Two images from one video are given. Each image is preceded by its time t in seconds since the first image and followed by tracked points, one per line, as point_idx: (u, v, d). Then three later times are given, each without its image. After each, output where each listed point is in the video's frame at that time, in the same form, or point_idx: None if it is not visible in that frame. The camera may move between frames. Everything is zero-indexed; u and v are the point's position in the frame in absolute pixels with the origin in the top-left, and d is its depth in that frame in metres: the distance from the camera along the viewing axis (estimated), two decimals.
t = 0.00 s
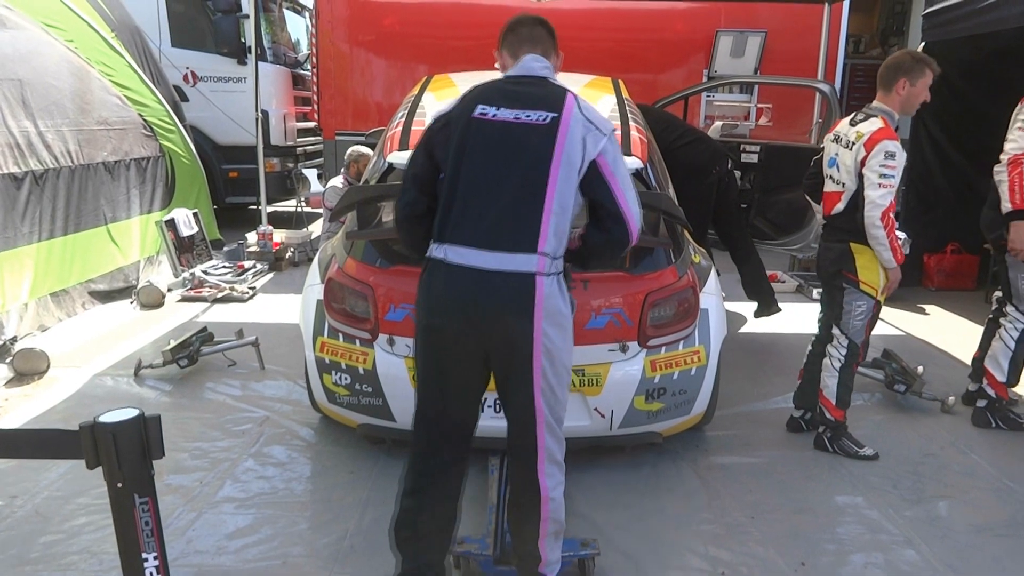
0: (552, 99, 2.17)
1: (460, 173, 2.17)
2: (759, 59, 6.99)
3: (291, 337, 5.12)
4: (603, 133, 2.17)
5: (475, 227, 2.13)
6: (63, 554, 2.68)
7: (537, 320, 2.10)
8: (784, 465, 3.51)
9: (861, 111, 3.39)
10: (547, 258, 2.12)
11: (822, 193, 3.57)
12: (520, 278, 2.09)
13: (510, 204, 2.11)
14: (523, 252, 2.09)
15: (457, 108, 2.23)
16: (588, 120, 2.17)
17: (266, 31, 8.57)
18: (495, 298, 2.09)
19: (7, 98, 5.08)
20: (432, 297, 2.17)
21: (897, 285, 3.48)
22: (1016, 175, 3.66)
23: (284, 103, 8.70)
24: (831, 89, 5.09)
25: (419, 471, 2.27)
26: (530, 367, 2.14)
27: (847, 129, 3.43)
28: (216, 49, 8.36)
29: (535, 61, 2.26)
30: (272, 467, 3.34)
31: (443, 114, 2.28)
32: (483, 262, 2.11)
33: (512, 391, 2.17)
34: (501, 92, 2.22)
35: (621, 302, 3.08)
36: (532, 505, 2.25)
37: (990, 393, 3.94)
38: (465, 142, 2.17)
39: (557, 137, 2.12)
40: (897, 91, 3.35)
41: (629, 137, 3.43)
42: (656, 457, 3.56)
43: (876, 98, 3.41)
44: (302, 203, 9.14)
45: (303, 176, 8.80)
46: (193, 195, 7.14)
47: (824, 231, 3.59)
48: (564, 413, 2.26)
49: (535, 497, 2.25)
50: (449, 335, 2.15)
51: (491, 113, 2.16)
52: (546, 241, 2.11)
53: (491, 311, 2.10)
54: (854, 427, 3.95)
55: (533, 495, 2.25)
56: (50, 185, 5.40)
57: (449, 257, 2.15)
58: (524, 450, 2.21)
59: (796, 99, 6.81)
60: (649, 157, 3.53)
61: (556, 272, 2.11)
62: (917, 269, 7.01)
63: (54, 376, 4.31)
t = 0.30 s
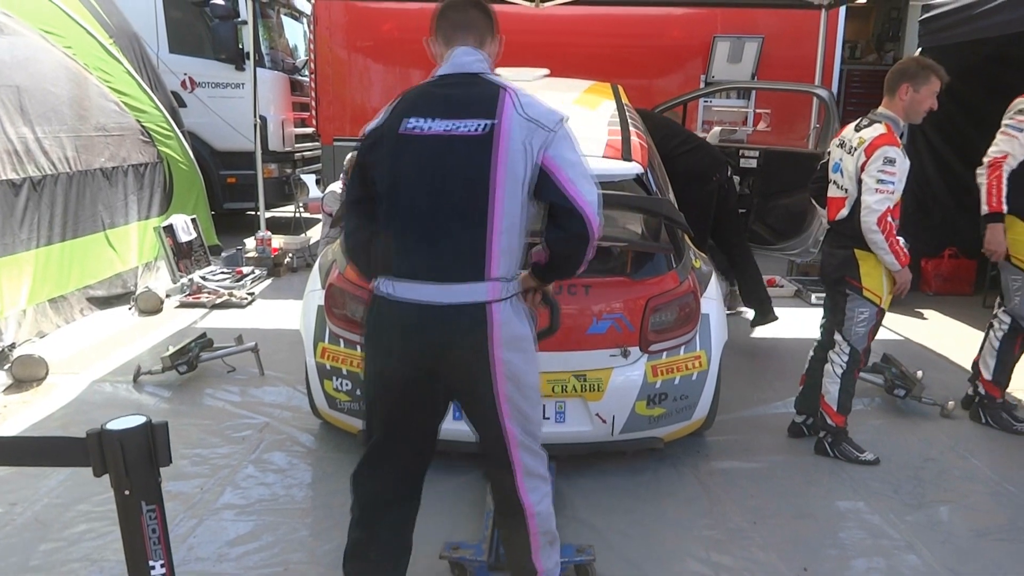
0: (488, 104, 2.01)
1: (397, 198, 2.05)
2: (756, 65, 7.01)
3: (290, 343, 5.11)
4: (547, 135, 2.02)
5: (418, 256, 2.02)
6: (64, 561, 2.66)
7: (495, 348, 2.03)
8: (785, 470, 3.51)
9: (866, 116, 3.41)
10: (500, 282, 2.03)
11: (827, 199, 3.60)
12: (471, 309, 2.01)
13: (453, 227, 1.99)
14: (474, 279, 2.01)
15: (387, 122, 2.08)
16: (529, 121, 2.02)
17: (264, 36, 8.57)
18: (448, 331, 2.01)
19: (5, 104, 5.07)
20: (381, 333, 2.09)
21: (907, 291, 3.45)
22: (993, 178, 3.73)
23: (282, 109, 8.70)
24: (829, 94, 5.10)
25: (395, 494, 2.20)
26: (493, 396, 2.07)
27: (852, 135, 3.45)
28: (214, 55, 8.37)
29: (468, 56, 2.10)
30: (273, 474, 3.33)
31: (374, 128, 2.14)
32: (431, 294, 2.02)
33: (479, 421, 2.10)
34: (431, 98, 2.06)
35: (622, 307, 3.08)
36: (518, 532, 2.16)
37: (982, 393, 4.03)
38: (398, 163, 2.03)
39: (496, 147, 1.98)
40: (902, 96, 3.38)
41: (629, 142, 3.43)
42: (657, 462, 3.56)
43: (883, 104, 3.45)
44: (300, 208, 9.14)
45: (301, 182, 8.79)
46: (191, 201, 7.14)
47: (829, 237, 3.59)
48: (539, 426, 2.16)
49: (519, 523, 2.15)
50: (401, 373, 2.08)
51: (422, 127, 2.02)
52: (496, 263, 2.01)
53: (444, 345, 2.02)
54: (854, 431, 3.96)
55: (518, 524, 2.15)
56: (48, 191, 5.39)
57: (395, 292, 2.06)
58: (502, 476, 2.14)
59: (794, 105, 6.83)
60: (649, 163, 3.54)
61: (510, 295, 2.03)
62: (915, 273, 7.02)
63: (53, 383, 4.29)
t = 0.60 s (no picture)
0: (442, 106, 1.82)
1: (345, 215, 1.85)
2: (754, 70, 7.02)
3: (289, 346, 5.11)
4: (510, 141, 1.86)
5: (372, 282, 1.82)
6: (62, 565, 2.66)
7: (463, 381, 1.85)
8: (783, 474, 3.52)
9: (866, 122, 3.42)
10: (464, 309, 1.85)
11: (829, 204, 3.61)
12: (436, 339, 1.83)
13: (411, 248, 1.80)
14: (436, 308, 1.82)
15: (327, 127, 1.85)
16: (489, 125, 1.84)
17: (263, 40, 8.58)
18: (411, 364, 1.83)
19: (4, 108, 5.07)
20: (337, 365, 1.91)
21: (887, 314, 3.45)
22: (961, 180, 3.84)
23: (281, 113, 8.72)
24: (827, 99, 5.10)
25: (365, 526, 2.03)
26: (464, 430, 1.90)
27: (852, 140, 3.46)
28: (213, 59, 8.37)
29: (415, 49, 1.90)
30: (271, 477, 3.33)
31: (312, 133, 1.91)
32: (387, 326, 1.83)
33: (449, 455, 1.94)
34: (377, 100, 1.84)
35: (621, 311, 3.08)
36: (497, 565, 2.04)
37: (980, 401, 4.03)
38: (344, 176, 1.82)
39: (455, 156, 1.79)
40: (902, 102, 3.39)
41: (628, 146, 3.45)
42: (655, 466, 3.56)
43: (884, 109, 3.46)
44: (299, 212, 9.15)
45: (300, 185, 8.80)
46: (190, 204, 7.15)
47: (830, 242, 3.60)
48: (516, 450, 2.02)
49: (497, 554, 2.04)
50: (360, 410, 1.90)
51: (367, 135, 1.81)
52: (459, 288, 1.83)
53: (407, 379, 1.84)
54: (852, 436, 3.96)
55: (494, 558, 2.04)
56: (47, 194, 5.39)
57: (349, 322, 1.87)
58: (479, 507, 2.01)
59: (792, 110, 6.86)
60: (649, 167, 3.56)
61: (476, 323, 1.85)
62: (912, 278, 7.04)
63: (51, 386, 4.29)
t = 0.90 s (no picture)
0: (475, 105, 1.75)
1: (367, 215, 1.77)
2: (751, 72, 7.04)
3: (287, 347, 5.12)
4: (543, 143, 1.79)
5: (394, 285, 1.75)
6: (61, 565, 2.67)
7: (488, 394, 1.77)
8: (780, 474, 3.53)
9: (863, 124, 3.43)
10: (492, 315, 1.78)
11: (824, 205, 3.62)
12: (463, 346, 1.75)
13: (436, 251, 1.72)
14: (463, 314, 1.75)
15: (350, 122, 1.78)
16: (521, 127, 1.78)
17: (261, 43, 8.59)
18: (434, 374, 1.75)
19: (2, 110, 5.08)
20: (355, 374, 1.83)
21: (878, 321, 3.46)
22: (955, 191, 3.85)
23: (279, 115, 8.74)
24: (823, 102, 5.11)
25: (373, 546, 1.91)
26: (482, 451, 1.80)
27: (849, 142, 3.47)
28: (211, 62, 8.39)
29: (443, 44, 1.82)
30: (269, 478, 3.34)
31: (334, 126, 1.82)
32: (411, 332, 1.75)
33: (458, 483, 1.81)
34: (405, 95, 1.76)
35: (619, 312, 3.09)
36: None
37: (973, 403, 4.05)
38: (366, 172, 1.74)
39: (487, 156, 1.72)
40: (901, 107, 3.41)
41: (625, 148, 3.46)
42: (652, 466, 3.57)
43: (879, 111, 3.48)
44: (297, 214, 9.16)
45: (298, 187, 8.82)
46: (189, 206, 7.17)
47: (826, 243, 3.61)
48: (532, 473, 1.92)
49: None
50: (379, 419, 1.81)
51: (393, 131, 1.73)
52: (488, 293, 1.76)
53: (429, 389, 1.76)
54: (849, 436, 3.97)
55: None
56: (46, 196, 5.40)
57: (370, 327, 1.79)
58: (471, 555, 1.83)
59: (789, 112, 6.88)
60: (646, 168, 3.57)
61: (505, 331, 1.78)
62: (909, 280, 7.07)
63: (50, 388, 4.30)
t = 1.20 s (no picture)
0: (494, 101, 1.76)
1: (383, 206, 1.80)
2: (751, 71, 7.04)
3: (285, 344, 5.13)
4: (558, 143, 1.76)
5: (397, 276, 1.75)
6: (58, 560, 2.68)
7: (480, 393, 1.74)
8: (776, 472, 3.54)
9: (862, 123, 3.42)
10: (492, 312, 1.75)
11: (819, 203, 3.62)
12: (458, 339, 1.73)
13: (438, 242, 1.72)
14: (461, 307, 1.73)
15: (379, 117, 1.84)
16: (538, 126, 1.77)
17: (261, 41, 8.59)
18: (432, 366, 1.74)
19: (3, 106, 5.09)
20: (365, 363, 1.85)
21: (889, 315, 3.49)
22: (953, 190, 3.86)
23: (279, 113, 8.74)
24: (822, 101, 5.12)
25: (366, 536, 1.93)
26: (475, 451, 1.78)
27: (848, 141, 3.46)
28: (211, 59, 8.39)
29: (474, 43, 1.85)
30: (266, 473, 3.35)
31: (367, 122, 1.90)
32: (413, 323, 1.75)
33: (453, 481, 1.80)
34: (429, 92, 1.80)
35: (616, 309, 3.10)
36: None
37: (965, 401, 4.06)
38: (384, 164, 1.79)
39: (497, 150, 1.72)
40: (901, 107, 3.42)
41: (623, 146, 3.47)
42: (648, 463, 3.58)
43: (880, 110, 3.47)
44: (297, 211, 9.17)
45: (298, 185, 8.83)
46: (188, 203, 7.17)
47: (821, 243, 3.62)
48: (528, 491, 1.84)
49: None
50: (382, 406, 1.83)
51: (413, 124, 1.77)
52: (489, 289, 1.73)
53: (426, 381, 1.75)
54: (846, 435, 3.98)
55: None
56: (46, 193, 5.41)
57: (376, 315, 1.81)
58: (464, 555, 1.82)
59: (788, 111, 6.89)
60: (644, 166, 3.58)
61: (502, 329, 1.74)
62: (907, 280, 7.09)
63: (48, 384, 4.31)
